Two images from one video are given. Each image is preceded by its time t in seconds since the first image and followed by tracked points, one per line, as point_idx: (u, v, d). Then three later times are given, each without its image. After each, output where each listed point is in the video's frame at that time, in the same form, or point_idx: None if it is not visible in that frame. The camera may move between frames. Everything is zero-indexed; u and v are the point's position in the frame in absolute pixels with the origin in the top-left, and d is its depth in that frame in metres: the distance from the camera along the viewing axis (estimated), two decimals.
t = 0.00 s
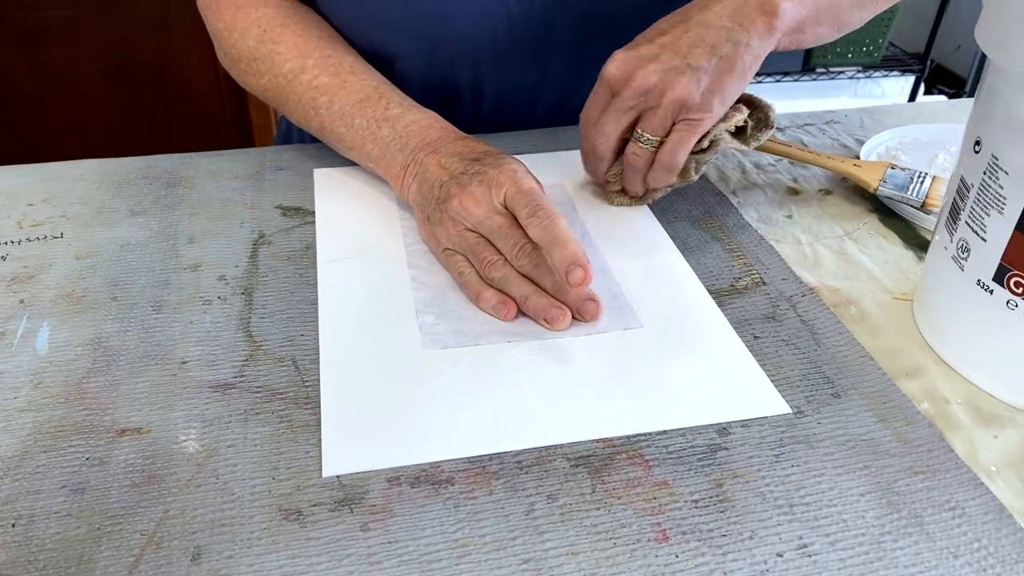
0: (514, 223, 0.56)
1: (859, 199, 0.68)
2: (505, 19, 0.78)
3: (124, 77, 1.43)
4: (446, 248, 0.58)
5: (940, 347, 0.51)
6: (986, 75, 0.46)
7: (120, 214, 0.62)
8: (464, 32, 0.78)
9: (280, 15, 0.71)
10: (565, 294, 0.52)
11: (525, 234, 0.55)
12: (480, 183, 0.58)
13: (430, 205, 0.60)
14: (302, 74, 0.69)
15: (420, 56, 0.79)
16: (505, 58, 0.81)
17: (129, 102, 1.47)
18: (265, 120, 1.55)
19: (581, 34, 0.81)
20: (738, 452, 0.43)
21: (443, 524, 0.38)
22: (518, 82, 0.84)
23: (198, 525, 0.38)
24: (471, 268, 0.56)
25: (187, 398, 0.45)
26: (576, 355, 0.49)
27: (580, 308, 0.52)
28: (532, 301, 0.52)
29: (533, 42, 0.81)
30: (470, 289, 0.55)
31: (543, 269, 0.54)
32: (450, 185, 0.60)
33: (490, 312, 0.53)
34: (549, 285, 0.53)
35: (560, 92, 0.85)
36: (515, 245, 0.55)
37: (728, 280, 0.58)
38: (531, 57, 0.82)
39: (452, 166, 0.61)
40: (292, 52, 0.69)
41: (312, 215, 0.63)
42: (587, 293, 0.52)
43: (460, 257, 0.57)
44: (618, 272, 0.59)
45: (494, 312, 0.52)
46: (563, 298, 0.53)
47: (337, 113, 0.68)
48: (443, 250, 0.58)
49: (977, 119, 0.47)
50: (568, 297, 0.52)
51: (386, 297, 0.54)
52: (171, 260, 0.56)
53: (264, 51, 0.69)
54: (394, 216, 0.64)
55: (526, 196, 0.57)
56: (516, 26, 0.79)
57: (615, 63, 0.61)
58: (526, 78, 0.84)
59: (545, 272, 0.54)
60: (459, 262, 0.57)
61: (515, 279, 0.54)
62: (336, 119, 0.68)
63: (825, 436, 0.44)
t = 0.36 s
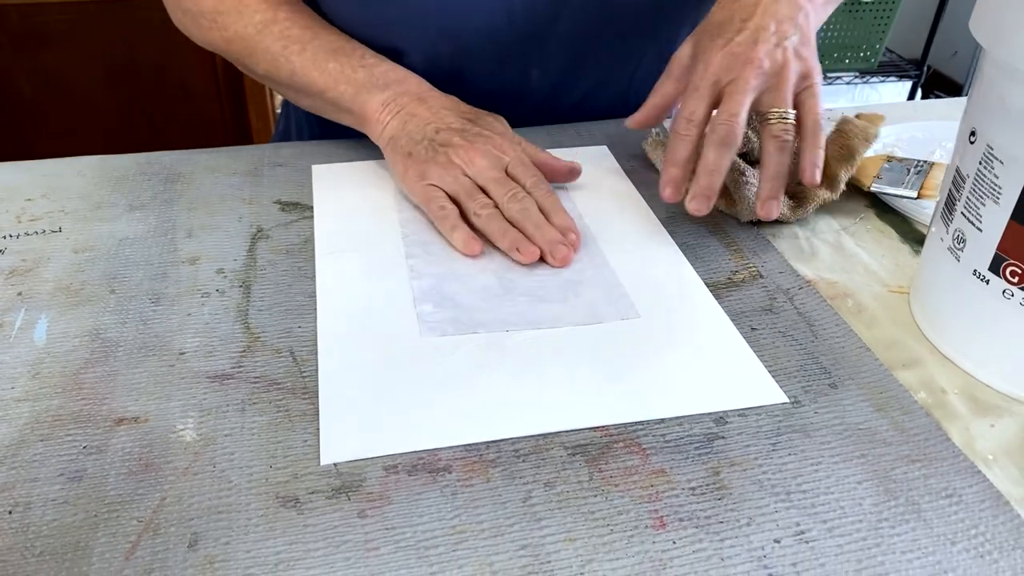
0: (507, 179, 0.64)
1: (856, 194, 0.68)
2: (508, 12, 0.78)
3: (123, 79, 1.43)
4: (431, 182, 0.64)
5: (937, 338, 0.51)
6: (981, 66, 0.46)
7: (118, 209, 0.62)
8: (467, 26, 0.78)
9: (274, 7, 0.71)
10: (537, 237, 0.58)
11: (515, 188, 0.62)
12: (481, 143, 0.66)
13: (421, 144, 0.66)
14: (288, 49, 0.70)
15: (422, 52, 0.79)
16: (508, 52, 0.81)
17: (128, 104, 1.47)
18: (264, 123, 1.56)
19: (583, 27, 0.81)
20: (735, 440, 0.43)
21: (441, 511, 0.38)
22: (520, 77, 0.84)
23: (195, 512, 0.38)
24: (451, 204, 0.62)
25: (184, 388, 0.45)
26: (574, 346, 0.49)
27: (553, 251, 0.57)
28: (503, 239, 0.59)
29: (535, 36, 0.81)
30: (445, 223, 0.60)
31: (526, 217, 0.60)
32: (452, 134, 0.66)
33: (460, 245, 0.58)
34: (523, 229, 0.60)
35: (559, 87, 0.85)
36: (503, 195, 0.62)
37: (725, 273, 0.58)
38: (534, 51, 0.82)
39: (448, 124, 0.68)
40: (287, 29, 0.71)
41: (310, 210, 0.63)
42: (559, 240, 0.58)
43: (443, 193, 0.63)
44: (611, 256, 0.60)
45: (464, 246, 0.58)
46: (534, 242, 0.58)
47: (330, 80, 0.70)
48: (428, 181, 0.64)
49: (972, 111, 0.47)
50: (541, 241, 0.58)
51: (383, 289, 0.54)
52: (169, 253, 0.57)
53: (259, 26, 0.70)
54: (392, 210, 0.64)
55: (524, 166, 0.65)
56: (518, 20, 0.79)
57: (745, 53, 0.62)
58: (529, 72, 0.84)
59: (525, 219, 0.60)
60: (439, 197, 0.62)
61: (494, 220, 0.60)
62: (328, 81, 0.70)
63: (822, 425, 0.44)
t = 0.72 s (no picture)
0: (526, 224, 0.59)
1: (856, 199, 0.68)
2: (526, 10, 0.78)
3: (124, 87, 1.44)
4: (442, 224, 0.59)
5: (938, 341, 0.51)
6: (981, 69, 0.46)
7: (119, 214, 0.62)
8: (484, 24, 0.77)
9: (272, 12, 0.71)
10: (556, 289, 0.54)
11: (535, 235, 0.57)
12: (499, 185, 0.61)
13: (434, 183, 0.62)
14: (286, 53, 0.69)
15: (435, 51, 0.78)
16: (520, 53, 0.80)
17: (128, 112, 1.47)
18: (264, 131, 1.55)
19: (600, 28, 0.81)
20: (737, 443, 0.43)
21: (442, 514, 0.38)
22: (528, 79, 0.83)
23: (196, 515, 0.38)
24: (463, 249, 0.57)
25: (185, 391, 0.45)
26: (575, 350, 0.49)
27: (577, 303, 0.52)
28: (522, 289, 0.54)
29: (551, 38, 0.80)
30: (454, 270, 0.55)
31: (546, 265, 0.55)
32: (467, 173, 0.63)
33: (468, 290, 0.54)
34: (541, 277, 0.55)
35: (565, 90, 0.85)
36: (522, 241, 0.57)
37: (726, 277, 0.58)
38: (545, 51, 0.81)
39: (465, 162, 0.64)
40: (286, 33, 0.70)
41: (310, 215, 0.63)
42: (583, 289, 0.53)
43: (454, 237, 0.59)
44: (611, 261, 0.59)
45: (471, 292, 0.54)
46: (554, 291, 0.54)
47: (323, 83, 0.69)
48: (438, 224, 0.59)
49: (972, 114, 0.47)
50: (563, 291, 0.53)
51: (384, 293, 0.54)
52: (170, 257, 0.57)
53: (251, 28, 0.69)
54: (393, 214, 0.64)
55: (544, 210, 0.60)
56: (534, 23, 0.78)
57: (705, 81, 0.71)
58: (536, 76, 0.83)
59: (546, 268, 0.55)
60: (450, 239, 0.58)
61: (510, 271, 0.55)
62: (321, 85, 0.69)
63: (824, 428, 0.44)
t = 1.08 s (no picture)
0: (518, 212, 0.61)
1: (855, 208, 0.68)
2: (542, 18, 0.77)
3: (125, 97, 1.44)
4: (436, 213, 0.61)
5: (939, 350, 0.51)
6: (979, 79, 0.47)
7: (120, 223, 0.62)
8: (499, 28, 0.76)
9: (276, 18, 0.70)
10: (547, 273, 0.56)
11: (527, 222, 0.60)
12: (489, 172, 0.63)
13: (426, 172, 0.64)
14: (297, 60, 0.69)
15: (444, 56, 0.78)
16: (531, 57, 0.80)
17: (129, 121, 1.47)
18: (265, 139, 1.54)
19: (615, 34, 0.80)
20: (738, 452, 0.43)
21: (443, 523, 0.38)
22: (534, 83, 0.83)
23: (197, 525, 0.38)
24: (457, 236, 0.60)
25: (186, 400, 0.45)
26: (575, 359, 0.49)
27: (568, 285, 0.55)
28: (514, 274, 0.57)
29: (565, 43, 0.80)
30: (450, 254, 0.58)
31: (538, 250, 0.58)
32: (458, 162, 0.64)
33: (463, 276, 0.56)
34: (533, 262, 0.57)
35: (567, 98, 0.85)
36: (513, 229, 0.60)
37: (726, 286, 0.58)
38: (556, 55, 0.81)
39: (457, 152, 0.65)
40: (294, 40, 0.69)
41: (312, 224, 0.63)
42: (574, 274, 0.56)
43: (448, 224, 0.61)
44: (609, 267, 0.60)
45: (466, 276, 0.56)
46: (547, 276, 0.56)
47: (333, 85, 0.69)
48: (432, 212, 0.61)
49: (972, 124, 0.47)
50: (554, 275, 0.56)
51: (385, 302, 0.54)
52: (171, 266, 0.57)
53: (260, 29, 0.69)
54: (394, 223, 0.64)
55: (534, 197, 0.62)
56: (551, 33, 0.78)
57: (706, 93, 0.71)
58: (538, 85, 0.83)
59: (536, 254, 0.58)
60: (444, 227, 0.60)
61: (503, 255, 0.58)
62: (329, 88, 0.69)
63: (825, 437, 0.44)
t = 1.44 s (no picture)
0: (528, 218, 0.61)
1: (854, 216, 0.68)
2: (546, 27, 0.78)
3: (125, 104, 1.44)
4: (448, 220, 0.62)
5: (938, 359, 0.51)
6: (977, 89, 0.47)
7: (120, 231, 0.62)
8: (504, 34, 0.76)
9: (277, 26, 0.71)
10: (554, 284, 0.57)
11: (537, 230, 0.60)
12: (500, 178, 0.63)
13: (438, 179, 0.64)
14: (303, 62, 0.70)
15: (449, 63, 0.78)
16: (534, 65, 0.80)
17: (129, 128, 1.47)
18: (264, 147, 1.55)
19: (619, 41, 0.81)
20: (737, 461, 0.43)
21: (442, 533, 0.38)
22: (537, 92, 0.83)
23: (195, 534, 0.38)
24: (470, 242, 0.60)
25: (185, 409, 0.45)
26: (575, 367, 0.49)
27: (576, 296, 0.55)
28: (523, 283, 0.57)
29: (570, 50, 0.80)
30: (461, 262, 0.58)
31: (548, 260, 0.58)
32: (470, 167, 0.64)
33: (475, 283, 0.56)
34: (542, 271, 0.58)
35: (567, 106, 0.85)
36: (523, 236, 0.60)
37: (725, 294, 0.58)
38: (559, 63, 0.81)
39: (468, 157, 0.65)
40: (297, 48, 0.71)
41: (312, 232, 0.63)
42: (582, 284, 0.56)
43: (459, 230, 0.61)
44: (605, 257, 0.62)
45: (478, 285, 0.56)
46: (554, 285, 0.56)
47: (338, 85, 0.69)
48: (445, 219, 0.62)
49: (969, 133, 0.47)
50: (563, 286, 0.56)
51: (384, 310, 0.54)
52: (171, 274, 0.57)
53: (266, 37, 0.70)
54: (393, 231, 0.64)
55: (545, 203, 0.63)
56: (555, 42, 0.79)
57: (704, 102, 0.71)
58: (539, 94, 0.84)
59: (545, 262, 0.58)
60: (455, 234, 0.60)
61: (513, 263, 0.58)
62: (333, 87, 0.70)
63: (824, 446, 0.44)
